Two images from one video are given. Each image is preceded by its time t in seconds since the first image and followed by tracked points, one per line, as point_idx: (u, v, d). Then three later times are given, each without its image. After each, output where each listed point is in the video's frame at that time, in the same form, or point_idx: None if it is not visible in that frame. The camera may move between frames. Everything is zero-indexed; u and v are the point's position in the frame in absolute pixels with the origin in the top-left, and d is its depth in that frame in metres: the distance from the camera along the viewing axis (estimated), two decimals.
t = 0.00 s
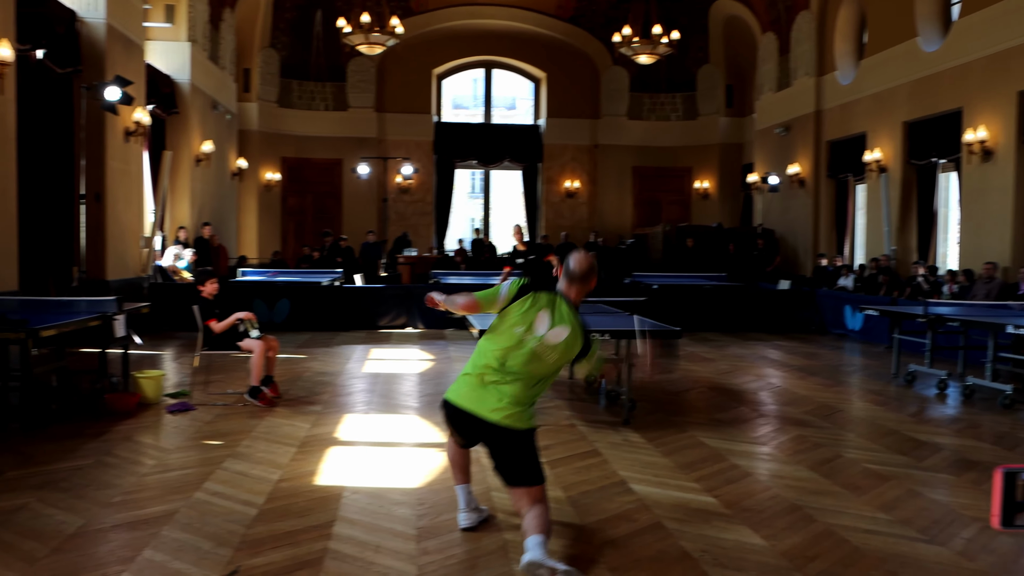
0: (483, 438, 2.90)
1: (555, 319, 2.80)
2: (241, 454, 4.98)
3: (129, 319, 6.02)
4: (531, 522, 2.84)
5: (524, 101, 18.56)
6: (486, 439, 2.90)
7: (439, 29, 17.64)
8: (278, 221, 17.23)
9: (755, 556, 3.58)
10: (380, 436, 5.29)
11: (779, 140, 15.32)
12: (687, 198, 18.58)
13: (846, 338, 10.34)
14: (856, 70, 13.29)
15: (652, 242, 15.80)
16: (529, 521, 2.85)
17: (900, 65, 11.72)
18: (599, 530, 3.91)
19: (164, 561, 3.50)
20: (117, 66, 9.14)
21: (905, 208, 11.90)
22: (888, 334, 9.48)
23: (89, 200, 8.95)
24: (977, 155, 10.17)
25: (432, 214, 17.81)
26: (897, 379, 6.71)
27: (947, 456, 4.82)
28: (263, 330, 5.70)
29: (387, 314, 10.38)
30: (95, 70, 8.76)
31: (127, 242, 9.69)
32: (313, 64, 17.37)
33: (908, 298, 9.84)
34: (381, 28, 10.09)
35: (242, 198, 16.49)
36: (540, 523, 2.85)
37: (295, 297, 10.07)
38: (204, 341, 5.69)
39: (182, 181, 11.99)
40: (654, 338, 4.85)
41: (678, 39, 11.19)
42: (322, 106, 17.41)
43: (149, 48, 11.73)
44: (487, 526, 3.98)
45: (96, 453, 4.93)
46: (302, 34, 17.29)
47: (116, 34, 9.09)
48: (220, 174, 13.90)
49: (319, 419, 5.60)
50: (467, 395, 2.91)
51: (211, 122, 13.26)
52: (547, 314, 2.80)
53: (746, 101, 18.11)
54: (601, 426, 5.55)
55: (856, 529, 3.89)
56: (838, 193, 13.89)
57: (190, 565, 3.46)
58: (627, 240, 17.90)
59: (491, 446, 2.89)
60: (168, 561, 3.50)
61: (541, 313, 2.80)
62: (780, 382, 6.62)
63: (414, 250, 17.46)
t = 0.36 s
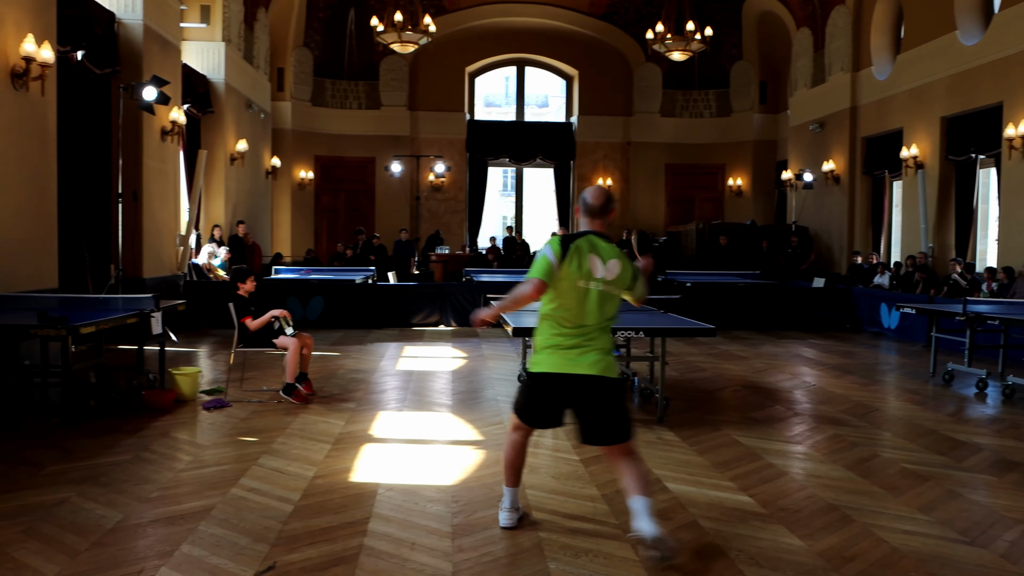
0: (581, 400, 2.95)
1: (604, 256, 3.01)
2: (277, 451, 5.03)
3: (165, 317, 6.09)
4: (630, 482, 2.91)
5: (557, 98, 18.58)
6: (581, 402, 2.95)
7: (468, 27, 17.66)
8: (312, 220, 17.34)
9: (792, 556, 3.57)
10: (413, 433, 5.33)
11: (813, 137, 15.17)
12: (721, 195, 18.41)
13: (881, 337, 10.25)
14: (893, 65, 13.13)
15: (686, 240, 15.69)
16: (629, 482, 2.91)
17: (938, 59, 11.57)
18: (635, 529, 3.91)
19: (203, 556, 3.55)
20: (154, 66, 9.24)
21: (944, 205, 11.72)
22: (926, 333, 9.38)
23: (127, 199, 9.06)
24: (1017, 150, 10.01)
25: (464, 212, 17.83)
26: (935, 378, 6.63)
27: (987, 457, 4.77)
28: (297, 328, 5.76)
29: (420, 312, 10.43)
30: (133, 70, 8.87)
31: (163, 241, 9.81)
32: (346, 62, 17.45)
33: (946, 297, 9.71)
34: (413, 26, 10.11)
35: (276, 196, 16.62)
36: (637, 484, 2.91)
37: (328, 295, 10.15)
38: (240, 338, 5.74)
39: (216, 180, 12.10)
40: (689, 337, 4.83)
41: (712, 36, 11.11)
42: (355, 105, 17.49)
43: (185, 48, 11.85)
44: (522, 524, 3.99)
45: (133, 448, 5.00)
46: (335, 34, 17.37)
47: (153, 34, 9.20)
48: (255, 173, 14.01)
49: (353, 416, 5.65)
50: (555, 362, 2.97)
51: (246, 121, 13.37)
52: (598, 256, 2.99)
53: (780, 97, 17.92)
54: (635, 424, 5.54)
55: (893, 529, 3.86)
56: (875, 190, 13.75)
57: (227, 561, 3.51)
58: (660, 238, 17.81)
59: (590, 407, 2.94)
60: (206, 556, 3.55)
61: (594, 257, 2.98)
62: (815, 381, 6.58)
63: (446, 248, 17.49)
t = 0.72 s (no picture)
0: (660, 402, 2.87)
1: (668, 245, 2.92)
2: (284, 449, 5.04)
3: (174, 314, 6.09)
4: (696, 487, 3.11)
5: (566, 97, 18.56)
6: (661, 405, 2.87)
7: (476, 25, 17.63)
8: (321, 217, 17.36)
9: (800, 556, 3.56)
10: (421, 432, 5.32)
11: (823, 136, 15.14)
12: (730, 195, 18.38)
13: (889, 337, 10.23)
14: (904, 65, 13.09)
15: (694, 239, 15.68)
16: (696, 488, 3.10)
17: (949, 59, 11.55)
18: (642, 529, 3.90)
19: (210, 553, 3.55)
20: (164, 63, 9.24)
21: (953, 205, 11.68)
22: (935, 333, 9.37)
23: (136, 195, 9.06)
24: None
25: (473, 211, 17.83)
26: (944, 379, 6.61)
27: (996, 458, 4.76)
28: (305, 326, 5.75)
29: (429, 310, 10.43)
30: (143, 67, 8.86)
31: (172, 238, 9.81)
32: (356, 61, 17.45)
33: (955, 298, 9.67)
34: (423, 24, 10.09)
35: (285, 193, 16.65)
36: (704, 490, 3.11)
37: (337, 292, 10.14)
38: (249, 336, 5.73)
39: (225, 177, 12.12)
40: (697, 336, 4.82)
41: (722, 35, 11.08)
42: (364, 103, 17.49)
43: (195, 45, 11.86)
44: (529, 523, 3.99)
45: (141, 445, 5.01)
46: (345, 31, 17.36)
47: (163, 31, 9.19)
48: (264, 170, 14.02)
49: (360, 414, 5.65)
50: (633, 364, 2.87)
51: (255, 118, 13.37)
52: (661, 246, 2.91)
53: (790, 97, 17.87)
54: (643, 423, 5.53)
55: (901, 530, 3.85)
56: (885, 190, 13.73)
57: (235, 558, 3.51)
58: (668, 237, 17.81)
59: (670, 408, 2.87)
60: (213, 553, 3.55)
61: (657, 248, 2.91)
62: (824, 380, 6.57)
63: (454, 246, 17.50)
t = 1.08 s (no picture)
0: (664, 424, 2.47)
1: (658, 252, 2.54)
2: (260, 447, 5.00)
3: (150, 310, 6.03)
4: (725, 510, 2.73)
5: (546, 96, 18.56)
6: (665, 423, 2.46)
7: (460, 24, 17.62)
8: (299, 214, 17.29)
9: (775, 555, 3.57)
10: (399, 430, 5.31)
11: (802, 138, 15.23)
12: (709, 196, 18.47)
13: (866, 338, 10.31)
14: (882, 68, 13.19)
15: (674, 239, 15.72)
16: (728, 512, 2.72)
17: (926, 63, 11.66)
18: (618, 528, 3.90)
19: (183, 552, 3.52)
20: (142, 58, 9.16)
21: (930, 207, 11.79)
22: (909, 334, 9.45)
23: (113, 191, 8.99)
24: (1003, 154, 10.08)
25: (452, 209, 17.82)
26: (919, 379, 6.67)
27: (970, 458, 4.80)
28: (283, 323, 5.72)
29: (407, 309, 10.41)
30: (121, 62, 8.78)
31: (149, 235, 9.74)
32: (336, 57, 17.40)
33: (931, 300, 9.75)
34: (405, 21, 10.07)
35: (264, 189, 16.57)
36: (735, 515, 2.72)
37: (315, 290, 10.10)
38: (226, 333, 5.70)
39: (203, 173, 12.04)
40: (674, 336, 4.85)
41: (703, 36, 11.12)
42: (345, 100, 17.43)
43: (174, 40, 11.78)
44: (506, 522, 3.98)
45: (115, 443, 4.96)
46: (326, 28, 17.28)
47: (141, 26, 9.12)
48: (243, 166, 13.95)
49: (338, 413, 5.62)
50: (628, 381, 2.45)
51: (234, 114, 13.30)
52: (651, 253, 2.53)
53: (770, 98, 17.95)
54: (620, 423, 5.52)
55: (876, 530, 3.87)
56: (862, 192, 13.84)
57: (209, 557, 3.48)
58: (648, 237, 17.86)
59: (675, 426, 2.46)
60: (187, 552, 3.52)
61: (645, 255, 2.53)
62: (801, 381, 6.61)
63: (434, 244, 17.47)
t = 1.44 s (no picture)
0: (592, 444, 2.30)
1: (600, 270, 2.43)
2: (238, 446, 4.97)
3: (127, 308, 5.98)
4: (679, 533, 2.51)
5: (528, 96, 18.57)
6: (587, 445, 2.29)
7: (443, 23, 17.61)
8: (279, 212, 17.20)
9: (752, 556, 3.58)
10: (377, 430, 5.29)
11: (782, 140, 15.31)
12: (690, 197, 18.53)
13: (844, 339, 10.38)
14: (861, 71, 13.27)
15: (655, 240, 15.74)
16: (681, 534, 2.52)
17: (904, 67, 11.76)
18: (597, 528, 3.91)
19: (160, 552, 3.49)
20: (121, 54, 9.10)
21: (908, 209, 11.88)
22: (887, 335, 9.52)
23: (91, 187, 8.92)
24: (980, 158, 10.18)
25: (433, 208, 17.78)
26: (897, 381, 6.71)
27: (945, 458, 4.84)
28: (262, 322, 5.68)
29: (386, 308, 10.39)
30: (99, 58, 8.72)
31: (127, 232, 9.67)
32: (318, 56, 17.34)
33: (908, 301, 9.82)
34: (387, 20, 10.05)
35: (243, 187, 16.47)
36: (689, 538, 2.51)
37: (294, 289, 10.11)
38: (204, 332, 5.66)
39: (183, 170, 11.95)
40: (654, 336, 4.86)
41: (684, 37, 11.15)
42: (325, 98, 17.37)
43: (154, 36, 11.70)
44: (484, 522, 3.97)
45: (92, 442, 4.91)
46: (308, 26, 17.21)
47: (121, 21, 9.06)
48: (222, 163, 13.87)
49: (316, 412, 5.59)
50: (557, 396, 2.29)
51: (214, 111, 13.23)
52: (594, 268, 2.41)
53: (750, 100, 18.02)
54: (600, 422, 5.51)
55: (854, 531, 3.89)
56: (841, 194, 13.93)
57: (186, 557, 3.45)
58: (629, 238, 17.91)
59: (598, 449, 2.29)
60: (163, 552, 3.49)
61: (591, 268, 2.40)
62: (779, 382, 6.64)
63: (416, 243, 17.42)
